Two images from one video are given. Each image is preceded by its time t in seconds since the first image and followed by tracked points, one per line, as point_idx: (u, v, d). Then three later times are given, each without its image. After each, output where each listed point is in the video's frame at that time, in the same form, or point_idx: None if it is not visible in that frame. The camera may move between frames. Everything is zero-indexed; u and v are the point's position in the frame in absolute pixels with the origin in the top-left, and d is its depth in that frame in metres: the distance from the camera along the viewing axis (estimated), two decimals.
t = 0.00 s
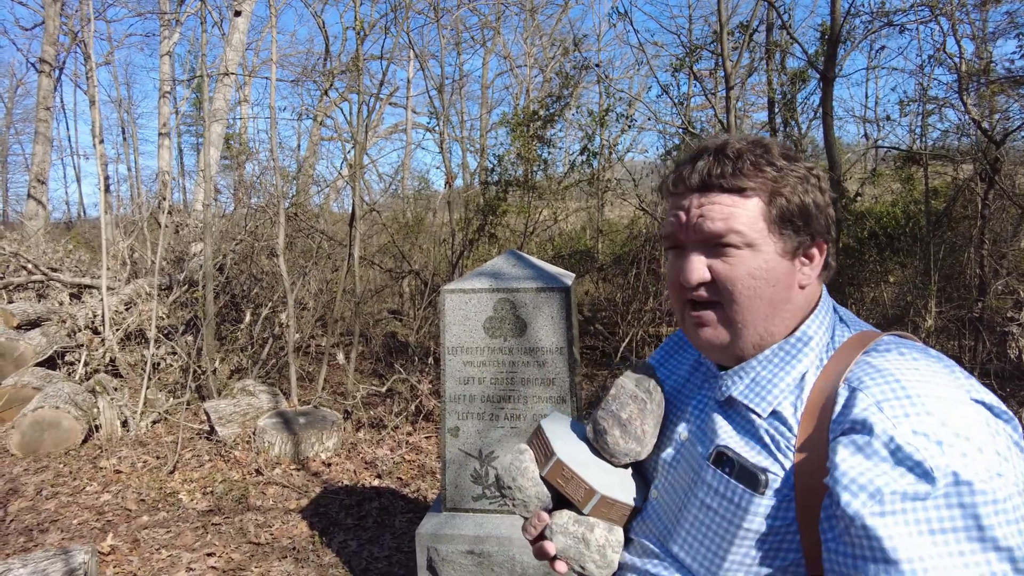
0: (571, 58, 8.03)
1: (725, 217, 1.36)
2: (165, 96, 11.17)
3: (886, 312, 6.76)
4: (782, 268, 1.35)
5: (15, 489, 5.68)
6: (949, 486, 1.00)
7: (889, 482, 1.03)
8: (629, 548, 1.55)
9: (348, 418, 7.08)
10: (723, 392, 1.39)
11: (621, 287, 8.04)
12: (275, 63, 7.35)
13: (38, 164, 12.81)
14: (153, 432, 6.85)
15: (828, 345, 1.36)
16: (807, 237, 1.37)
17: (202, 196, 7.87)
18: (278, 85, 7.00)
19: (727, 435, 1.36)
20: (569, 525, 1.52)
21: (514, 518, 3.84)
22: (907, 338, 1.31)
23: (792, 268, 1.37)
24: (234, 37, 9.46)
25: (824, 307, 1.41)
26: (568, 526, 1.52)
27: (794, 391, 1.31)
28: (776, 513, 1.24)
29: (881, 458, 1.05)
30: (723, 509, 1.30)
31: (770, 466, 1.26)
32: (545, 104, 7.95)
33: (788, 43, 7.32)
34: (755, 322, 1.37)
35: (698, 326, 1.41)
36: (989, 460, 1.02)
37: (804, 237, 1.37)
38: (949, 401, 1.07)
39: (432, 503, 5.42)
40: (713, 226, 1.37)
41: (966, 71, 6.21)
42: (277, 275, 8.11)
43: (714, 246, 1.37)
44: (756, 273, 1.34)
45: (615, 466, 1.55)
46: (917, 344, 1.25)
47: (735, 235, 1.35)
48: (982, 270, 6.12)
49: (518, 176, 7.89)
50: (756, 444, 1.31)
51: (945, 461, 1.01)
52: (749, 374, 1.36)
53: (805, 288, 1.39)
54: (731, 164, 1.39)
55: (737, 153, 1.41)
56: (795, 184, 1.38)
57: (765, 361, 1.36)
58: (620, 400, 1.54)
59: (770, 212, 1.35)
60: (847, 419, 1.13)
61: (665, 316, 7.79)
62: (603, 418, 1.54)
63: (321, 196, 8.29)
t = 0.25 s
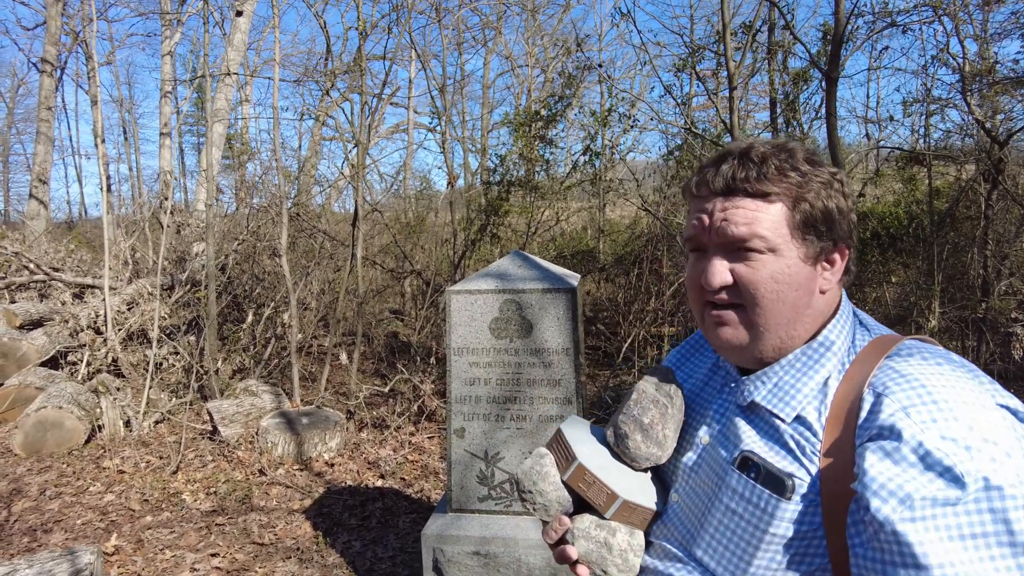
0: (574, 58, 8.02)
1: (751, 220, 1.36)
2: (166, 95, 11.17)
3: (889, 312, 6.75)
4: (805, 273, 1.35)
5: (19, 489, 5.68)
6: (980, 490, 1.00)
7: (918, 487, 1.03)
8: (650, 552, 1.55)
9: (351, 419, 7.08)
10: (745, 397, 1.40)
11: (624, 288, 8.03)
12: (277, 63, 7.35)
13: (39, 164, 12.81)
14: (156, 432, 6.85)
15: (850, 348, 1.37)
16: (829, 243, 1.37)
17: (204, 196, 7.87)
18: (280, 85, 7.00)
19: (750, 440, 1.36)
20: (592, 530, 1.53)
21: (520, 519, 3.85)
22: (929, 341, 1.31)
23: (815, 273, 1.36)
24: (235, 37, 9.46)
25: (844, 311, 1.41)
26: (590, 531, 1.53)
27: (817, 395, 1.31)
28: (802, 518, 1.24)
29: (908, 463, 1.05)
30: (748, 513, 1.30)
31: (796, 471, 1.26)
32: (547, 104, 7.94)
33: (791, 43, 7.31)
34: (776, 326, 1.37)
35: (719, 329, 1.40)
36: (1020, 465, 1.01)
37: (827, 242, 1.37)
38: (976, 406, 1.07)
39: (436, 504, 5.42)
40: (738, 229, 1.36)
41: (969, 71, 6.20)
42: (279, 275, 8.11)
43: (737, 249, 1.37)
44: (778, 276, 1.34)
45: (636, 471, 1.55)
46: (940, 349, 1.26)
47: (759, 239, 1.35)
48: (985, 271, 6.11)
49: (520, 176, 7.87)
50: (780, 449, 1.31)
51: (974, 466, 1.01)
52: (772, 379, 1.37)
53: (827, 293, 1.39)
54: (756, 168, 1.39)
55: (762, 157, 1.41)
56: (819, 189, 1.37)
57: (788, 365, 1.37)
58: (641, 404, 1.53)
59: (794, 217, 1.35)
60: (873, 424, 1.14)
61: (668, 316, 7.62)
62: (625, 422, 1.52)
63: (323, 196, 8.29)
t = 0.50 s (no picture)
0: (576, 58, 8.01)
1: (750, 214, 1.35)
2: (167, 95, 11.17)
3: (891, 312, 6.74)
4: (800, 272, 1.33)
5: (21, 489, 5.67)
6: (969, 497, 0.98)
7: (904, 492, 1.01)
8: (651, 549, 1.56)
9: (353, 418, 7.07)
10: (750, 397, 1.39)
11: (625, 287, 8.02)
12: (279, 63, 7.35)
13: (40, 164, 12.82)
14: (158, 431, 6.85)
15: (857, 349, 1.34)
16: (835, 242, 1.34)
17: (205, 195, 7.87)
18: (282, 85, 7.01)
19: (751, 440, 1.35)
20: (594, 520, 1.53)
21: (524, 520, 3.85)
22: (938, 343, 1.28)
23: (813, 272, 1.33)
24: (236, 36, 9.45)
25: (854, 311, 1.39)
26: (592, 522, 1.53)
27: (819, 397, 1.30)
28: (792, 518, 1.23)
29: (896, 467, 1.04)
30: (745, 512, 1.30)
31: (790, 471, 1.26)
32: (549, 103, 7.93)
33: (793, 42, 7.30)
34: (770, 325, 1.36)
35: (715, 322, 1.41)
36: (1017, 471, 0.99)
37: (829, 241, 1.33)
38: (974, 409, 1.05)
39: (438, 504, 5.41)
40: (738, 222, 1.36)
41: (972, 71, 6.19)
42: (281, 275, 8.11)
43: (735, 242, 1.37)
44: (773, 273, 1.33)
45: (642, 466, 1.54)
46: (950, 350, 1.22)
47: (756, 235, 1.34)
48: (988, 271, 6.10)
49: (522, 176, 7.86)
50: (778, 449, 1.30)
51: (965, 473, 0.99)
52: (775, 380, 1.36)
53: (829, 294, 1.36)
54: (761, 163, 1.38)
55: (769, 153, 1.39)
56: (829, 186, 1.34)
57: (791, 366, 1.36)
58: (647, 400, 1.51)
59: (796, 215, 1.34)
60: (867, 426, 1.12)
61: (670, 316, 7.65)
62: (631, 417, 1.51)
63: (324, 196, 8.28)
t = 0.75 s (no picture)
0: (578, 58, 8.00)
1: (700, 221, 1.42)
2: (169, 95, 11.18)
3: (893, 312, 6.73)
4: (747, 275, 1.31)
5: (23, 488, 5.67)
6: (892, 507, 0.91)
7: (830, 496, 0.96)
8: (643, 537, 1.53)
9: (354, 418, 7.07)
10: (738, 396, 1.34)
11: (627, 287, 8.01)
12: (280, 63, 7.35)
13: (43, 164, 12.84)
14: (160, 431, 6.85)
15: (842, 353, 1.26)
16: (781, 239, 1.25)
17: (207, 195, 7.87)
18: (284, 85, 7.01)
19: (725, 437, 1.30)
20: (588, 501, 1.59)
21: (527, 520, 3.86)
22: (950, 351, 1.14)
23: (741, 279, 1.32)
24: (238, 36, 9.45)
25: (844, 312, 1.28)
26: (587, 503, 1.59)
27: (792, 396, 1.24)
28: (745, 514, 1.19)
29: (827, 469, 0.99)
30: (707, 505, 1.26)
31: (748, 467, 1.22)
32: (551, 103, 7.92)
33: (795, 42, 7.28)
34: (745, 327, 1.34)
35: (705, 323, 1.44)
36: (955, 485, 0.90)
37: (755, 249, 1.28)
38: (925, 417, 0.96)
39: (440, 504, 5.41)
40: (695, 226, 1.44)
41: (975, 70, 6.17)
42: (282, 274, 8.11)
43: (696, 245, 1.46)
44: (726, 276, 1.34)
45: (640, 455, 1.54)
46: (936, 353, 1.11)
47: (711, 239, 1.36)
48: (991, 271, 6.08)
49: (524, 176, 7.86)
50: (746, 447, 1.25)
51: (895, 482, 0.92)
52: (756, 380, 1.31)
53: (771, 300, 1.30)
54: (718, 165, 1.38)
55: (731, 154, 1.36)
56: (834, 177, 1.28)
57: (772, 367, 1.31)
58: (644, 391, 1.50)
59: (743, 211, 1.29)
60: (813, 428, 1.07)
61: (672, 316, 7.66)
62: (629, 403, 1.53)
63: (326, 195, 8.28)
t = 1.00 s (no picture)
0: (579, 58, 7.99)
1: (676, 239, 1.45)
2: (171, 95, 11.19)
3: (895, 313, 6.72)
4: (712, 282, 1.33)
5: (24, 488, 5.68)
6: (756, 491, 1.00)
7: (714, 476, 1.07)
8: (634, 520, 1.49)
9: (356, 418, 7.08)
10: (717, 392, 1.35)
11: (629, 287, 8.01)
12: (282, 63, 7.36)
13: (45, 163, 12.83)
14: (161, 430, 6.86)
15: (800, 352, 1.22)
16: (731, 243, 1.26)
17: (208, 195, 7.88)
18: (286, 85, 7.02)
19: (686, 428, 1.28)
20: (591, 479, 1.60)
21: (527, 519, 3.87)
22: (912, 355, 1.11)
23: (708, 287, 1.34)
24: (240, 36, 9.45)
25: (809, 309, 1.25)
26: (589, 481, 1.60)
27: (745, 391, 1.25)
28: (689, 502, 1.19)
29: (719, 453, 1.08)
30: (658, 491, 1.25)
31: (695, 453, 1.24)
32: (552, 103, 7.91)
33: (797, 41, 7.26)
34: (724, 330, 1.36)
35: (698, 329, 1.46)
36: (822, 479, 0.98)
37: (713, 258, 1.31)
38: (819, 413, 1.03)
39: (440, 503, 5.41)
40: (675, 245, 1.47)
41: (977, 70, 6.15)
42: (284, 274, 8.12)
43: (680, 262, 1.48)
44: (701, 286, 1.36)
45: (637, 438, 1.64)
46: (884, 352, 1.11)
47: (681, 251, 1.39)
48: (994, 271, 6.06)
49: (525, 176, 7.85)
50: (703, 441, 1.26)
51: (768, 468, 1.01)
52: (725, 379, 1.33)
53: (740, 302, 1.31)
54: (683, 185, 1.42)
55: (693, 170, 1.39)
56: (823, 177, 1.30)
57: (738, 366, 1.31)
58: (642, 382, 1.69)
59: (696, 227, 1.33)
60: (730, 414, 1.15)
61: (673, 316, 7.67)
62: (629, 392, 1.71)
63: (328, 195, 8.28)
